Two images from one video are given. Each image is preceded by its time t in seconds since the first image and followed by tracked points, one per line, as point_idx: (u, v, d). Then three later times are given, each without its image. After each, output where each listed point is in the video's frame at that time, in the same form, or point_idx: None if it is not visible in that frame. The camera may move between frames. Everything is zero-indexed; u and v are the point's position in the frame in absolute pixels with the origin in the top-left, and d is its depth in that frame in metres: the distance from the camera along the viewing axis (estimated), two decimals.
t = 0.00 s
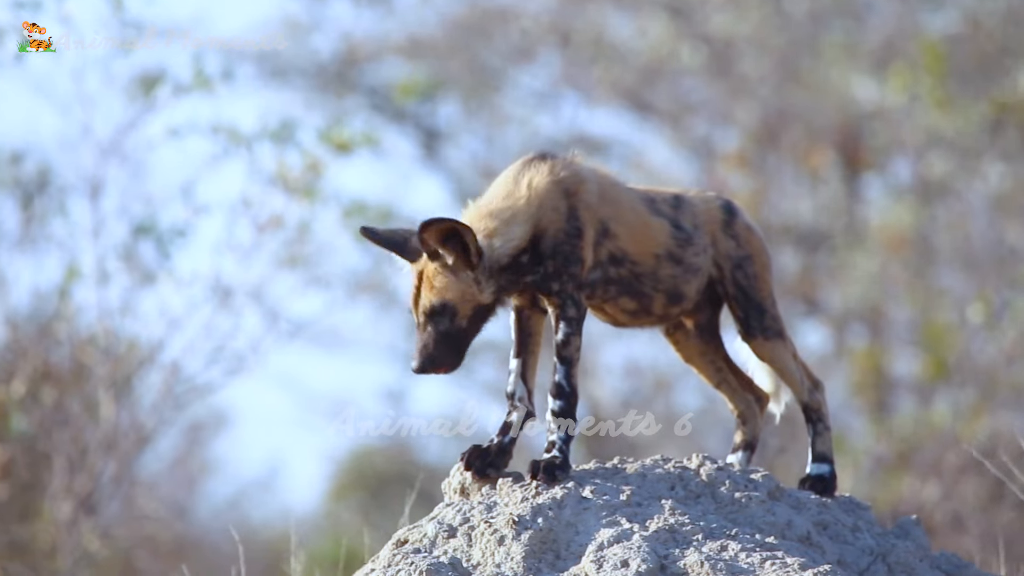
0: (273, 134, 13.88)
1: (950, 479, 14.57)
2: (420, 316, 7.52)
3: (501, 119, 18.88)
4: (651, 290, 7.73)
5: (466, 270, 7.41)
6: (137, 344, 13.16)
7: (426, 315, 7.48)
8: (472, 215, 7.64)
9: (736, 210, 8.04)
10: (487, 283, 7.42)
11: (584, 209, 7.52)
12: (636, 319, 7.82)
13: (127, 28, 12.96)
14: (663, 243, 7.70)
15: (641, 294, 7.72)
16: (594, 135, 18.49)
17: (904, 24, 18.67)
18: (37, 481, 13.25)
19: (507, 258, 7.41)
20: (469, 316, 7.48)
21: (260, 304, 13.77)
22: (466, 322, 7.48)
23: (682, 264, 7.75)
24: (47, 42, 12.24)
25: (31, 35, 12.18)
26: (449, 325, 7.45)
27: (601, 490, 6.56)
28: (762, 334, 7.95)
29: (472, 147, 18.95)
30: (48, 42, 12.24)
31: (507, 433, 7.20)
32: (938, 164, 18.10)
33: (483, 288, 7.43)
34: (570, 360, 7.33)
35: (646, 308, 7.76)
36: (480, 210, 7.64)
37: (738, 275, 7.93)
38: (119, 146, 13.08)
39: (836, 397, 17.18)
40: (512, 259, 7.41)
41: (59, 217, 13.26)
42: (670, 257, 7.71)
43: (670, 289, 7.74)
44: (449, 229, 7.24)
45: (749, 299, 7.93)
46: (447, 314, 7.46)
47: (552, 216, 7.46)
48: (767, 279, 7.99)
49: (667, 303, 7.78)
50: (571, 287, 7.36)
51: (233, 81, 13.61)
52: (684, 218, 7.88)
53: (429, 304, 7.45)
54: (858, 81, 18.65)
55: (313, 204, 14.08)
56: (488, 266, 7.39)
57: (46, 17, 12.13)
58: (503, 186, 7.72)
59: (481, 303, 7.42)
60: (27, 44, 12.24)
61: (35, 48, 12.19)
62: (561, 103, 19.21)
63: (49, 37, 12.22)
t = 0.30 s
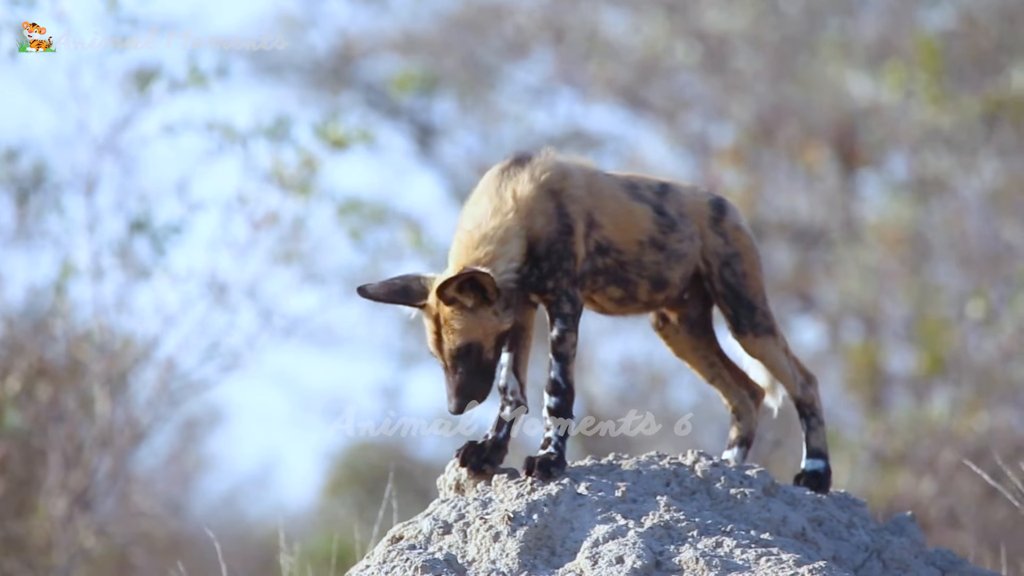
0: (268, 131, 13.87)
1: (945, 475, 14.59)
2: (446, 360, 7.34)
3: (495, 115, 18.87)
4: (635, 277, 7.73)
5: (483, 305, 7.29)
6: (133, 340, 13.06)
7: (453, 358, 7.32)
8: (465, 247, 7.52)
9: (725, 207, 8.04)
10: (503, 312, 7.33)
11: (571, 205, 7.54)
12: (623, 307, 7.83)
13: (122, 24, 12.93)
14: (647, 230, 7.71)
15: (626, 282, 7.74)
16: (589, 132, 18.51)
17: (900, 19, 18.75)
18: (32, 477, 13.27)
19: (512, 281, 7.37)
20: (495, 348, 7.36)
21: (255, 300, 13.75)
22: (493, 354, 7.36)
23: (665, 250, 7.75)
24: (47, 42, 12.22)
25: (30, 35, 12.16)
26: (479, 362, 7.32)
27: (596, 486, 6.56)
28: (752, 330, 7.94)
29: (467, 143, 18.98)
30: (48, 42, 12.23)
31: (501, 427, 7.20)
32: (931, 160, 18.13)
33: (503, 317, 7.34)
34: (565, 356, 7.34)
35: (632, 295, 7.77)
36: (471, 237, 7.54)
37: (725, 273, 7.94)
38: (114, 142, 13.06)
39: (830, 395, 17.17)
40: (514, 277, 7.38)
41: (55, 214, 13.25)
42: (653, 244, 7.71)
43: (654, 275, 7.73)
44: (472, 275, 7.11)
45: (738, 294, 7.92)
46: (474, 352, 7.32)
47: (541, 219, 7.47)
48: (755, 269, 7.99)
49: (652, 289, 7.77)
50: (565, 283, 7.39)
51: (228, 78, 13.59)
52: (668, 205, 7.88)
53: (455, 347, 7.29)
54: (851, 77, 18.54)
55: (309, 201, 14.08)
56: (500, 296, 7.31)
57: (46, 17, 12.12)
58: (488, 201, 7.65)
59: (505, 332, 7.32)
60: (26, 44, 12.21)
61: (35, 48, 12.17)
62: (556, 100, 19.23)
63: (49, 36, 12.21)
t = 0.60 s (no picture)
0: (268, 131, 13.87)
1: (944, 474, 14.60)
2: (461, 370, 7.23)
3: (494, 114, 18.92)
4: (620, 264, 7.77)
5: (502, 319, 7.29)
6: (133, 339, 13.10)
7: (469, 369, 7.23)
8: (466, 258, 7.40)
9: (695, 195, 8.16)
10: (514, 324, 7.33)
11: (564, 203, 7.53)
12: (610, 296, 7.85)
13: (122, 24, 12.94)
14: (627, 215, 7.73)
15: (612, 270, 7.77)
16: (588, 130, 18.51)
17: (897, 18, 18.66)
18: (32, 476, 13.27)
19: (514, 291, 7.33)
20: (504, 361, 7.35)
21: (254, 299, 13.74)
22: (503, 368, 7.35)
23: (646, 234, 7.77)
24: (47, 42, 12.22)
25: (30, 35, 12.17)
26: (493, 374, 7.28)
27: (595, 485, 6.56)
28: (705, 304, 8.02)
29: (466, 142, 19.00)
30: (48, 42, 12.23)
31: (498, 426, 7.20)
32: (931, 159, 18.09)
33: (517, 331, 7.35)
34: (566, 354, 7.38)
35: (618, 283, 7.81)
36: (470, 248, 7.43)
37: (690, 249, 8.01)
38: (114, 141, 13.06)
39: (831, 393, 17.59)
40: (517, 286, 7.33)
41: (54, 213, 13.26)
42: (635, 229, 7.73)
43: (639, 261, 7.78)
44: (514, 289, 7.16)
45: (696, 272, 8.01)
46: (488, 366, 7.28)
47: (537, 222, 7.43)
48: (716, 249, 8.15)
49: (637, 275, 7.82)
50: (564, 282, 7.42)
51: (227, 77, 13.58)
52: (641, 188, 7.89)
53: (476, 357, 7.23)
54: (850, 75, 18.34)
55: (310, 200, 14.08)
56: (518, 309, 7.34)
57: (45, 17, 12.12)
58: (481, 209, 7.58)
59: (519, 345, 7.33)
60: (26, 44, 12.22)
61: (35, 48, 12.18)
62: (554, 97, 19.26)
63: (49, 36, 12.20)
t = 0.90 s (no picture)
0: (270, 134, 13.87)
1: (944, 476, 14.61)
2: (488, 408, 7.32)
3: (494, 114, 19.00)
4: (597, 274, 8.03)
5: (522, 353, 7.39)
6: (134, 340, 13.02)
7: (496, 405, 7.34)
8: (478, 293, 7.54)
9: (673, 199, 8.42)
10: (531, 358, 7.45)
11: (555, 227, 7.76)
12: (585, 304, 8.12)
13: (124, 24, 12.94)
14: (605, 224, 7.97)
15: (590, 280, 8.04)
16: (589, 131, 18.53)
17: (899, 18, 18.59)
18: (32, 477, 13.28)
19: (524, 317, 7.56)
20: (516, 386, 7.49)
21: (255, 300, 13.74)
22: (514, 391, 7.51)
23: (623, 244, 7.99)
24: (47, 42, 12.23)
25: (30, 35, 12.17)
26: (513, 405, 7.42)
27: (595, 487, 6.56)
28: (654, 309, 8.04)
29: (466, 143, 19.03)
30: (48, 42, 12.23)
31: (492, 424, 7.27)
32: (931, 159, 18.13)
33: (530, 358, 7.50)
34: (566, 355, 7.56)
35: (594, 292, 8.08)
36: (478, 282, 7.57)
37: (667, 256, 8.16)
38: (115, 142, 13.07)
39: (831, 394, 17.70)
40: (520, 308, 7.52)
41: (56, 214, 13.27)
42: (612, 239, 7.97)
43: (614, 271, 8.02)
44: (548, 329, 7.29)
45: (668, 277, 8.11)
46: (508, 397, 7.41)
47: (534, 251, 7.64)
48: (692, 262, 8.32)
49: (612, 284, 8.07)
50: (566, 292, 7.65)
51: (230, 79, 13.59)
52: (620, 192, 8.13)
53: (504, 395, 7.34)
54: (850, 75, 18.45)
55: (311, 202, 14.09)
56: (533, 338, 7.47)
57: (46, 17, 12.11)
58: (476, 238, 7.70)
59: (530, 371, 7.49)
60: (26, 44, 12.22)
61: (35, 48, 12.18)
62: (554, 98, 19.25)
63: (49, 36, 12.21)
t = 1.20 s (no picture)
0: (277, 135, 13.88)
1: (945, 476, 14.60)
2: (493, 440, 7.21)
3: (495, 115, 19.07)
4: (590, 269, 8.10)
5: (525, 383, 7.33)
6: (136, 340, 13.15)
7: (501, 438, 7.22)
8: (477, 328, 7.55)
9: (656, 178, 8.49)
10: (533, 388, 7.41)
11: (549, 248, 7.86)
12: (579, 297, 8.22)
13: (127, 24, 12.93)
14: (595, 218, 8.03)
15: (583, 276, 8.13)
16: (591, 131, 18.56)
17: (902, 21, 18.41)
18: (34, 477, 13.27)
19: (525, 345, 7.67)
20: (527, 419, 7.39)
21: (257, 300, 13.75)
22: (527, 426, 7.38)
23: (612, 235, 8.06)
24: (47, 42, 12.22)
25: (30, 35, 12.17)
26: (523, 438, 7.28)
27: (596, 487, 6.56)
28: (633, 305, 8.16)
29: (467, 144, 19.05)
30: (48, 42, 12.23)
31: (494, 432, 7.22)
32: (933, 159, 17.95)
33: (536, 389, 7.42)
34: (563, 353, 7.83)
35: (587, 286, 8.20)
36: (477, 320, 7.57)
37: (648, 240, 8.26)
38: (117, 142, 13.07)
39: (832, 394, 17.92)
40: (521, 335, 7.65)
41: (59, 214, 13.27)
42: (602, 232, 8.03)
43: (606, 263, 8.09)
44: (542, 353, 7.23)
45: (645, 267, 8.23)
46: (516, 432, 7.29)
47: (534, 280, 7.75)
48: (668, 241, 8.45)
49: (604, 274, 8.15)
50: (564, 302, 7.88)
51: (234, 79, 13.59)
52: (605, 181, 8.18)
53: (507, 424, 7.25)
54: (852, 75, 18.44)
55: (313, 201, 14.09)
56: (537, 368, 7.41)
57: (48, 18, 12.11)
58: (474, 273, 7.74)
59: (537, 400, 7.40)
60: (26, 44, 12.22)
61: (35, 48, 12.17)
62: (555, 98, 19.35)
63: (49, 37, 12.21)
